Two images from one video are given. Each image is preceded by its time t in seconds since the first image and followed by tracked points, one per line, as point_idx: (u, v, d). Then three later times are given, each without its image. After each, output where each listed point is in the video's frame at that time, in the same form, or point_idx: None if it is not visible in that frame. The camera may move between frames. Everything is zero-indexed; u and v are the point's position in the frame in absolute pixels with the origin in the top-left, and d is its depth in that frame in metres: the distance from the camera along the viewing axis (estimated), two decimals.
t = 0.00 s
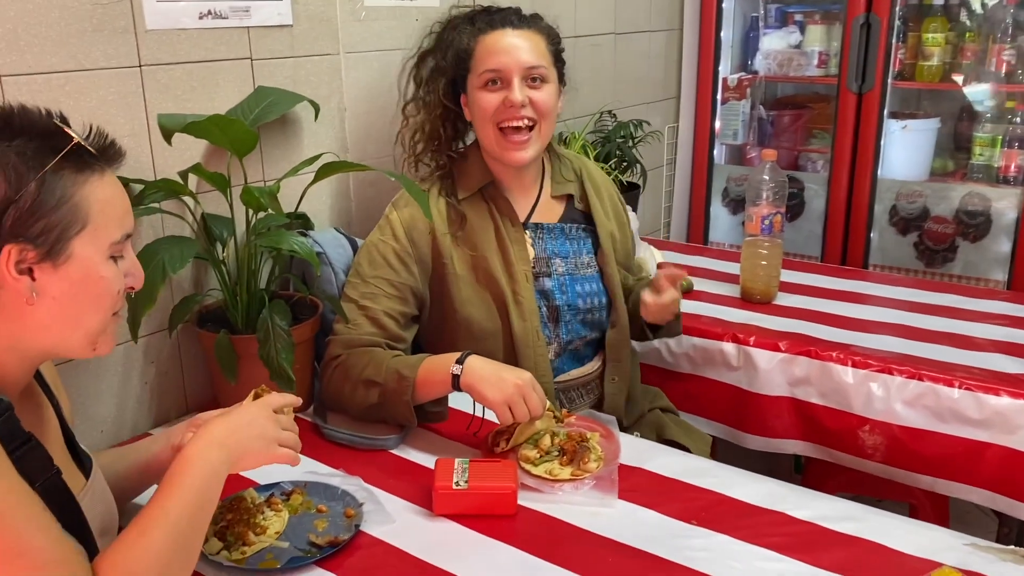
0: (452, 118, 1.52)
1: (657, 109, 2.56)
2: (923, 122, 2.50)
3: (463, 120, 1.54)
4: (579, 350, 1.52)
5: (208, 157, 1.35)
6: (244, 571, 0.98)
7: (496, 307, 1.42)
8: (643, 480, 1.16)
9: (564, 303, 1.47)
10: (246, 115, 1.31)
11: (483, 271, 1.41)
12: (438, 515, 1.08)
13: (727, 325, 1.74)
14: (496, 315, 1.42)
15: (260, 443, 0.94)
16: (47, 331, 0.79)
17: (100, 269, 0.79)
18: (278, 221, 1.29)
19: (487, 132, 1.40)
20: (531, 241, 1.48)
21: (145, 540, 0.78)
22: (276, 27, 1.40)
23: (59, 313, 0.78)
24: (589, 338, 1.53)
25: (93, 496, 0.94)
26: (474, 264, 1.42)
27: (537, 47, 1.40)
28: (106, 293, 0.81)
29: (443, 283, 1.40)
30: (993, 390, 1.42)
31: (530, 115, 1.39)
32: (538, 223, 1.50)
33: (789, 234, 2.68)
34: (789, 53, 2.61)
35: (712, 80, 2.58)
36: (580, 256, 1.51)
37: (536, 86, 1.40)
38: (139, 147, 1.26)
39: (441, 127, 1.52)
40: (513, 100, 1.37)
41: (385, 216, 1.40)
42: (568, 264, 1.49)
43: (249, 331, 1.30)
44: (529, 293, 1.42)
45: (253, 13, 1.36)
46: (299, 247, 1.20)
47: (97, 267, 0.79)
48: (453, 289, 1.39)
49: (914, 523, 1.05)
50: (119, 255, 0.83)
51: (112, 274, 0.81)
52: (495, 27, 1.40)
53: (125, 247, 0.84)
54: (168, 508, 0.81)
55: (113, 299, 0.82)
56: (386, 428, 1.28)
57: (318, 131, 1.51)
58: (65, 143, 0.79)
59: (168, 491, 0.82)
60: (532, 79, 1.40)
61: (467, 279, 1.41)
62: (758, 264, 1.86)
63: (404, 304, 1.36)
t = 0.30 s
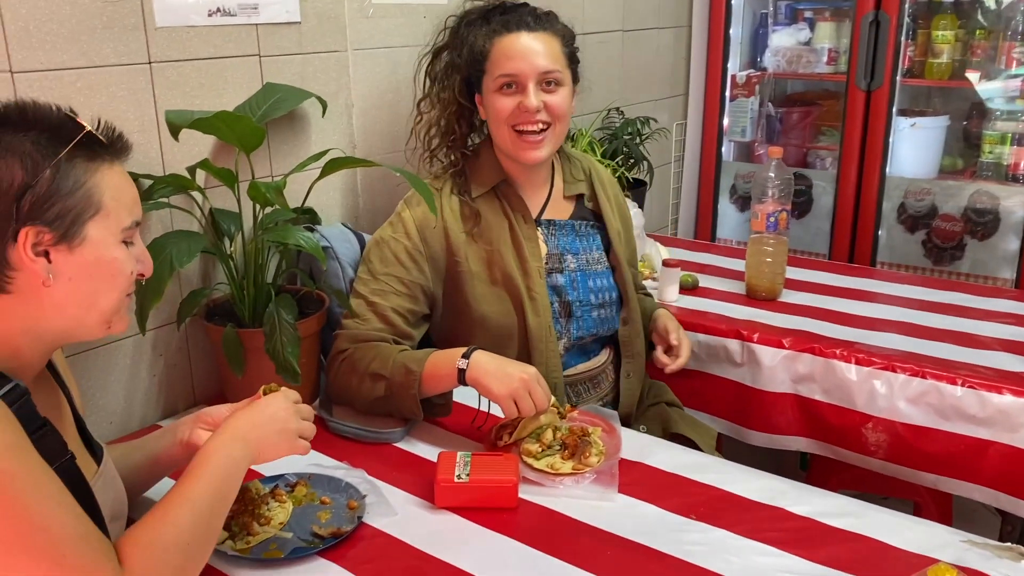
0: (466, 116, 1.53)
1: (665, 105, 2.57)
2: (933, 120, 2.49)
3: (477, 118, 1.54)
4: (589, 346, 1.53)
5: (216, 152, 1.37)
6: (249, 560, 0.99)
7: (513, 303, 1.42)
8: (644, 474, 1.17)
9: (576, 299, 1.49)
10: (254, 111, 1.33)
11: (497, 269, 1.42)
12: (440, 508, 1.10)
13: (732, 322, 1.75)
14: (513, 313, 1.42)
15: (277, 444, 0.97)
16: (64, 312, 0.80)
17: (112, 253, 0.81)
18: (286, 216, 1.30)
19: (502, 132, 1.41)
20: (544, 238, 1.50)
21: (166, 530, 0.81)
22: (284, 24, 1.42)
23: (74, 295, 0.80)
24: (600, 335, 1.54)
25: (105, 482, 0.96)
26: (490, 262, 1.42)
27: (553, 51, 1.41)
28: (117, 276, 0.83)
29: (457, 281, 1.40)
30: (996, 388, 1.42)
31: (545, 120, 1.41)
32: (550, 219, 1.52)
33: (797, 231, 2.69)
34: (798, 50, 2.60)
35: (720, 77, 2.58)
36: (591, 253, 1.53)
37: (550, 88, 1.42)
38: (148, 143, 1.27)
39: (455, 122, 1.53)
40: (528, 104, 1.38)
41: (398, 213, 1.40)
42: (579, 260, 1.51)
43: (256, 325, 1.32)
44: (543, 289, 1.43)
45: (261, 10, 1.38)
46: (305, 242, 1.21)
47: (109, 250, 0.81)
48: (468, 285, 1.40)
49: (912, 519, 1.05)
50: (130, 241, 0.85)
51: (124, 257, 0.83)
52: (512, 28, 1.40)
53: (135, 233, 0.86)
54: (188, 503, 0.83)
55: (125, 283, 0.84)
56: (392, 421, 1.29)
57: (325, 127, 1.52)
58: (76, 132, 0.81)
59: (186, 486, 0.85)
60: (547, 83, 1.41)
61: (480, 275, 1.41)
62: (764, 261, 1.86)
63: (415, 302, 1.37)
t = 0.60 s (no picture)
0: (452, 112, 1.52)
1: (661, 104, 2.55)
2: (930, 118, 2.48)
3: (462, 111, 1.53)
4: (578, 340, 1.53)
5: (206, 151, 1.36)
6: (235, 561, 0.98)
7: (501, 297, 1.42)
8: (634, 475, 1.16)
9: (563, 291, 1.49)
10: (244, 109, 1.32)
11: (484, 263, 1.41)
12: (429, 509, 1.09)
13: (727, 320, 1.74)
14: (500, 305, 1.42)
15: (269, 443, 0.95)
16: (64, 307, 0.79)
17: (110, 250, 0.81)
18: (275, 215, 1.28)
19: (489, 133, 1.40)
20: (530, 232, 1.49)
21: (155, 536, 0.79)
22: (275, 22, 1.41)
23: (71, 292, 0.79)
24: (589, 328, 1.53)
25: (95, 481, 0.95)
26: (476, 254, 1.41)
27: (542, 56, 1.39)
28: (115, 273, 0.82)
29: (447, 275, 1.40)
30: (991, 388, 1.41)
31: (533, 124, 1.40)
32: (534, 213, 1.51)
33: (793, 230, 2.68)
34: (796, 47, 2.59)
35: (717, 75, 2.57)
36: (576, 246, 1.53)
37: (539, 94, 1.41)
38: (138, 140, 1.27)
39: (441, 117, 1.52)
40: (518, 111, 1.38)
41: (384, 209, 1.39)
42: (565, 252, 1.51)
43: (246, 324, 1.31)
44: (530, 281, 1.43)
45: (252, 7, 1.37)
46: (294, 240, 1.20)
47: (107, 247, 0.80)
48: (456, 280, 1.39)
49: (903, 521, 1.05)
50: (127, 241, 0.85)
51: (121, 254, 0.82)
52: (504, 32, 1.38)
53: (132, 232, 0.85)
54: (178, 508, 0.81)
55: (122, 281, 0.83)
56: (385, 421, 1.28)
57: (317, 125, 1.51)
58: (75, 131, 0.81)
59: (178, 489, 0.83)
60: (536, 90, 1.40)
61: (468, 267, 1.40)
62: (759, 260, 1.86)
63: (407, 296, 1.36)
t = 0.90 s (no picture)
0: (424, 99, 1.46)
1: (640, 96, 2.53)
2: (908, 112, 2.48)
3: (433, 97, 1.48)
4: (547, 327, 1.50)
5: (169, 139, 1.31)
6: (195, 563, 0.95)
7: (476, 288, 1.38)
8: (610, 471, 1.14)
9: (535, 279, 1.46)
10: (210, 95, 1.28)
11: (457, 255, 1.38)
12: (400, 508, 1.05)
13: (705, 315, 1.72)
14: (476, 298, 1.38)
15: (243, 442, 0.90)
16: (25, 299, 0.75)
17: (76, 243, 0.77)
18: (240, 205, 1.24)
19: (463, 136, 1.38)
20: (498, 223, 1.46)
21: (116, 539, 0.75)
22: (243, 6, 1.37)
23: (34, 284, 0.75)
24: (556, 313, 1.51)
25: (49, 483, 0.91)
26: (449, 247, 1.38)
27: (525, 68, 1.35)
28: (80, 265, 0.77)
29: (420, 267, 1.36)
30: (970, 382, 1.40)
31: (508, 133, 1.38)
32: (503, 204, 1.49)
33: (771, 224, 2.66)
34: (775, 41, 2.58)
35: (696, 68, 2.55)
36: (544, 236, 1.51)
37: (519, 102, 1.38)
38: (97, 127, 1.22)
39: (414, 105, 1.46)
40: (496, 122, 1.35)
41: (351, 199, 1.35)
42: (534, 242, 1.48)
43: (211, 318, 1.27)
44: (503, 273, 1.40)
45: None
46: (260, 232, 1.16)
47: (74, 238, 0.76)
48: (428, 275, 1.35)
49: (883, 519, 1.02)
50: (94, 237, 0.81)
51: (88, 246, 0.78)
52: (487, 40, 1.32)
53: (98, 228, 0.81)
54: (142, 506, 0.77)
55: (87, 275, 0.79)
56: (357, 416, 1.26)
57: (286, 113, 1.47)
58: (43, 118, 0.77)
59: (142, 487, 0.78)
60: (517, 100, 1.37)
61: (441, 258, 1.37)
62: (737, 254, 1.83)
63: (378, 291, 1.32)
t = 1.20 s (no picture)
0: (390, 78, 1.37)
1: (605, 81, 2.48)
2: (873, 103, 2.47)
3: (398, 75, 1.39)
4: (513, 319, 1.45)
5: (111, 114, 1.24)
6: (133, 568, 0.88)
7: (440, 279, 1.32)
8: (575, 468, 1.09)
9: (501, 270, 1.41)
10: (155, 68, 1.21)
11: (422, 243, 1.31)
12: (355, 508, 1.00)
13: (669, 305, 1.68)
14: (440, 288, 1.33)
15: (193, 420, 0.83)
16: None
17: (46, 242, 0.72)
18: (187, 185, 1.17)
19: (432, 120, 1.31)
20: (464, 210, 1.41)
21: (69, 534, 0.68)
22: None
23: None
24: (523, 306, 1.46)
25: None
26: (412, 235, 1.32)
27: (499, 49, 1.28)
28: (46, 266, 0.72)
29: (381, 255, 1.29)
30: (936, 376, 1.39)
31: (479, 116, 1.32)
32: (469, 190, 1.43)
33: (734, 214, 2.65)
34: (740, 28, 2.55)
35: (662, 54, 2.51)
36: (510, 225, 1.46)
37: (491, 85, 1.32)
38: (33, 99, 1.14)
39: (379, 83, 1.37)
40: (466, 105, 1.29)
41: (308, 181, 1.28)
42: (500, 231, 1.43)
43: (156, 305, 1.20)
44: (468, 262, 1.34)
45: None
46: (207, 215, 1.10)
47: (42, 235, 0.71)
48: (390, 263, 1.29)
49: (855, 518, 1.00)
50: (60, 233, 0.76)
51: (56, 245, 0.73)
52: (460, 19, 1.25)
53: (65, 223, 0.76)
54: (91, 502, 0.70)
55: (52, 276, 0.74)
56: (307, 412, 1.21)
57: (238, 90, 1.39)
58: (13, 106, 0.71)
59: (88, 479, 0.71)
60: (488, 82, 1.31)
61: (404, 247, 1.31)
62: (703, 244, 1.80)
63: (336, 278, 1.26)
